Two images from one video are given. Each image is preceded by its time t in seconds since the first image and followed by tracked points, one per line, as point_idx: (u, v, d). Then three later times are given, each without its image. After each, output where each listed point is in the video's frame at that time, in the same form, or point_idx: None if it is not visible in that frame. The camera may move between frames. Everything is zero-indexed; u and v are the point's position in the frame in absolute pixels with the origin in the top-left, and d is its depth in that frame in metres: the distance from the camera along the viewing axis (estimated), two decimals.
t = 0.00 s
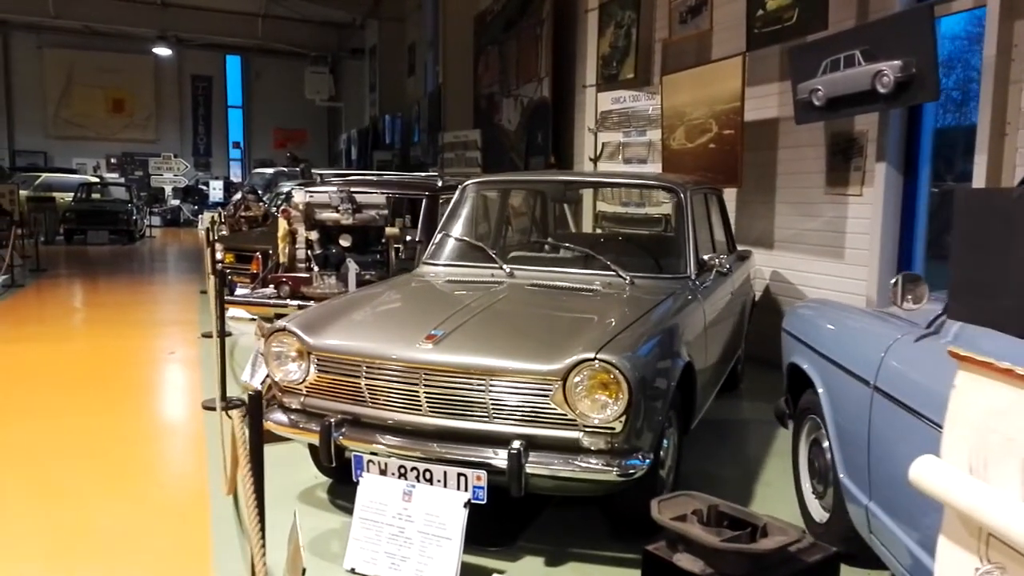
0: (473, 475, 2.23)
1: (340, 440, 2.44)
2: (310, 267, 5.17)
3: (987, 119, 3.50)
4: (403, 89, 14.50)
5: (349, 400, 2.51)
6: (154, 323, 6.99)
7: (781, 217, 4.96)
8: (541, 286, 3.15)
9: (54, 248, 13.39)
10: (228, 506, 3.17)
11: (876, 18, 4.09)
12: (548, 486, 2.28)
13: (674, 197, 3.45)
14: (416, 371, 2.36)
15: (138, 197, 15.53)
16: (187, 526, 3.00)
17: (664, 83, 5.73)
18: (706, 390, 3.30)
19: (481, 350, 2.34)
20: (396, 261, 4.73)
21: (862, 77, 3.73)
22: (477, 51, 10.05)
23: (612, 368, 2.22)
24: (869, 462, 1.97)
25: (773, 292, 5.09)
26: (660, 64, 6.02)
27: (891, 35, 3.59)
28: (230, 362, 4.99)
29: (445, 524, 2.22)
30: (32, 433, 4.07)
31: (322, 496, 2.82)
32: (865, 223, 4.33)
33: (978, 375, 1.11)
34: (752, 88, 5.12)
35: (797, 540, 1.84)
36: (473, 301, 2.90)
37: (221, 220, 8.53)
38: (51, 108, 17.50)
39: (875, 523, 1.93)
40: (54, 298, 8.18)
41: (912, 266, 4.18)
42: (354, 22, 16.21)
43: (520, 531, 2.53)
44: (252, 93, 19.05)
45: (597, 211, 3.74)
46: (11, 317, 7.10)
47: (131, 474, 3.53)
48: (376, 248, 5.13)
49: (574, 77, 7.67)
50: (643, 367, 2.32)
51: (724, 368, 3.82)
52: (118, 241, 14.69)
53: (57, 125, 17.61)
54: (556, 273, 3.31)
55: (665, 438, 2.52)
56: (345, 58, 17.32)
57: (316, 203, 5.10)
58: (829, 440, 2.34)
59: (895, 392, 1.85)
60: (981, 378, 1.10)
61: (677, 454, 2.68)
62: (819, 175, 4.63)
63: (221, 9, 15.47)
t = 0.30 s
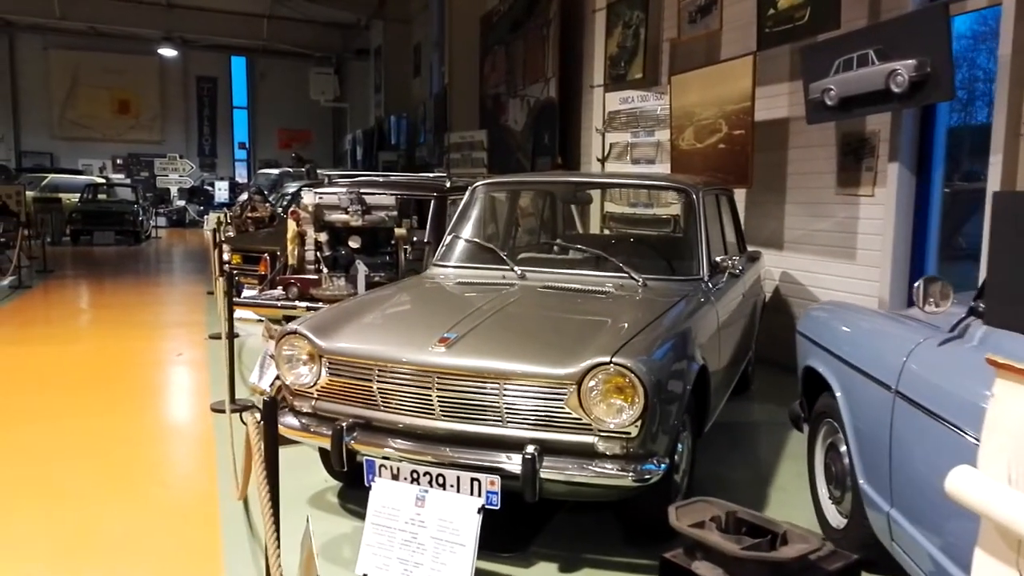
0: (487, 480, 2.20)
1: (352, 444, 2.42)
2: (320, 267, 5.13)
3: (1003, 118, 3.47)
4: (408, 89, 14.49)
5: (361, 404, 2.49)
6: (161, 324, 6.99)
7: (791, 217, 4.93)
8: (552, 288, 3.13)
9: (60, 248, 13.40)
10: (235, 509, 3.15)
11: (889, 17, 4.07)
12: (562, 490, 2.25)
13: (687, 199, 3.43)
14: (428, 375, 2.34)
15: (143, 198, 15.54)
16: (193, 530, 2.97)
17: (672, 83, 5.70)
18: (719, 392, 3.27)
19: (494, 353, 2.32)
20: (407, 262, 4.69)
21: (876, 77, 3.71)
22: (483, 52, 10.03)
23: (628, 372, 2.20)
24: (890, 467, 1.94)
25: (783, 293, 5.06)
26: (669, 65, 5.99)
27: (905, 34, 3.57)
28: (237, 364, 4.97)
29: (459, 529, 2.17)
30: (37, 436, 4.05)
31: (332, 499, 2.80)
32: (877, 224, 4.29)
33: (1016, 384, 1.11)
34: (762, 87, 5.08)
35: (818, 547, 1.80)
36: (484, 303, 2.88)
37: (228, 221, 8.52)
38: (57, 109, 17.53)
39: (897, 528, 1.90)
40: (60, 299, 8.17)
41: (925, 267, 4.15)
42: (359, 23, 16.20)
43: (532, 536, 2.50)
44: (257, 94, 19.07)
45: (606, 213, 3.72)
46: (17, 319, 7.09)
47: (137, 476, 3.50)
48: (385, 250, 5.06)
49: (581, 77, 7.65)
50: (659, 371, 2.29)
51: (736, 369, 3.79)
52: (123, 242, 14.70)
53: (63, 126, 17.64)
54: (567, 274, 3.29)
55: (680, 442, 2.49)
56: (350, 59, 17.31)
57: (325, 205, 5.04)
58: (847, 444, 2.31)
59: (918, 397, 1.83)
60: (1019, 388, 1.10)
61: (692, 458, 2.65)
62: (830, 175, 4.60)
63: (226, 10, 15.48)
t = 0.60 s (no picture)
0: (494, 484, 2.18)
1: (358, 447, 2.40)
2: (325, 269, 5.06)
3: (1015, 117, 3.43)
4: (412, 89, 14.46)
5: (367, 406, 2.47)
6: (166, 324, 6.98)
7: (799, 217, 4.89)
8: (559, 288, 3.10)
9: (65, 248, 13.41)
10: (240, 509, 3.12)
11: (899, 15, 4.04)
12: (570, 494, 2.23)
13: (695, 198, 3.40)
14: (435, 378, 2.31)
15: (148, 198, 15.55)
16: (197, 531, 2.94)
17: (679, 82, 5.67)
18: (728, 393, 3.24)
19: (501, 355, 2.29)
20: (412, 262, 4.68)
21: (886, 75, 3.68)
22: (488, 51, 10.00)
23: (637, 375, 2.17)
24: (906, 473, 1.90)
25: (791, 293, 5.02)
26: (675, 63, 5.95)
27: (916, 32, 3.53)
28: (242, 365, 4.95)
29: (466, 534, 2.12)
30: (42, 436, 4.03)
31: (337, 502, 2.78)
32: (887, 223, 4.25)
33: None
34: (770, 86, 5.05)
35: (832, 554, 1.76)
36: (490, 305, 2.85)
37: (232, 220, 8.51)
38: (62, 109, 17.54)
39: (912, 534, 1.87)
40: (65, 299, 8.17)
41: (936, 267, 4.11)
42: (364, 23, 16.18)
43: (540, 540, 2.48)
44: (262, 94, 19.07)
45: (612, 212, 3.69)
46: (23, 318, 7.10)
47: (141, 476, 3.48)
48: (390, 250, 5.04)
49: (587, 76, 7.61)
50: (668, 374, 2.26)
51: (744, 370, 3.76)
52: (129, 242, 14.71)
53: (69, 126, 17.66)
54: (574, 275, 3.26)
55: (690, 445, 2.46)
56: (354, 58, 17.28)
57: (330, 204, 5.03)
58: (859, 447, 2.27)
59: (934, 401, 1.79)
60: None
61: (701, 460, 2.62)
62: (839, 175, 4.56)
63: (231, 10, 15.47)
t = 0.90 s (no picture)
0: (500, 486, 2.14)
1: (362, 448, 2.37)
2: (328, 267, 5.05)
3: None
4: (418, 87, 14.43)
5: (372, 407, 2.44)
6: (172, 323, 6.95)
7: (808, 215, 4.84)
8: (567, 288, 3.06)
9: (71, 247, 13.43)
10: (244, 510, 3.08)
11: (909, 11, 3.99)
12: (578, 497, 2.19)
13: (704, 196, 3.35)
14: (440, 378, 2.28)
15: (154, 197, 15.57)
16: (200, 532, 2.90)
17: (686, 80, 5.62)
18: (737, 394, 3.20)
19: (508, 355, 2.26)
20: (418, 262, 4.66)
21: (898, 72, 3.63)
22: (494, 49, 9.96)
23: (646, 375, 2.13)
24: (922, 477, 1.86)
25: (799, 293, 4.97)
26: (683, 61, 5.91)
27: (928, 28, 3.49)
28: (247, 364, 4.93)
29: (472, 538, 2.08)
30: (46, 435, 4.01)
31: (342, 504, 2.75)
32: (898, 222, 4.20)
33: None
34: (778, 83, 5.00)
35: (847, 560, 1.72)
36: (496, 304, 2.82)
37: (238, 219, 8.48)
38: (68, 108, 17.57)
39: (929, 540, 1.82)
40: (71, 298, 8.16)
41: (947, 266, 4.06)
42: (369, 21, 16.16)
43: (546, 543, 2.44)
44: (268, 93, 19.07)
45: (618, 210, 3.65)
46: (28, 317, 7.09)
47: (144, 476, 3.45)
48: (396, 249, 5.03)
49: (594, 74, 7.56)
50: (678, 375, 2.22)
51: (754, 371, 3.71)
52: (135, 241, 14.73)
53: (75, 125, 17.68)
54: (581, 275, 3.22)
55: (700, 446, 2.42)
56: (359, 57, 17.26)
57: (334, 202, 4.95)
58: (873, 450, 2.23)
59: (950, 403, 1.75)
60: None
61: (711, 463, 2.58)
62: (848, 173, 4.51)
63: (236, 9, 15.47)
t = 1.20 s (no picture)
0: (511, 490, 2.11)
1: (371, 450, 2.35)
2: (337, 268, 5.02)
3: None
4: (427, 88, 14.42)
5: (381, 409, 2.41)
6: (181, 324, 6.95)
7: (821, 216, 4.79)
8: (577, 289, 3.03)
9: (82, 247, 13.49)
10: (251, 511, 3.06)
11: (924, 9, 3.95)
12: (589, 501, 2.16)
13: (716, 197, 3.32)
14: (450, 380, 2.25)
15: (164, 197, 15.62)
16: (207, 532, 2.89)
17: (697, 79, 5.58)
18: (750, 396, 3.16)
19: (519, 357, 2.23)
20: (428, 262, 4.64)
21: (914, 71, 3.58)
22: (503, 48, 9.93)
23: (659, 378, 2.09)
24: (942, 483, 1.82)
25: (811, 294, 4.93)
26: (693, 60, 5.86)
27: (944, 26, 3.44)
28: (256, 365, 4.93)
29: (482, 542, 2.07)
30: (54, 435, 4.00)
31: (350, 507, 2.72)
32: (913, 223, 4.15)
33: None
34: (790, 82, 4.95)
35: (867, 568, 1.68)
36: (506, 305, 2.79)
37: (247, 219, 8.49)
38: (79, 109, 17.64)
39: (949, 547, 1.78)
40: (81, 299, 8.17)
41: (964, 265, 3.99)
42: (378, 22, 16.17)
43: (556, 548, 2.41)
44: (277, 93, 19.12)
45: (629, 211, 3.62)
46: (38, 317, 7.10)
47: (152, 477, 3.44)
48: (405, 249, 4.97)
49: (604, 73, 7.52)
50: (691, 377, 2.18)
51: (766, 372, 3.67)
52: (145, 241, 14.78)
53: (86, 126, 17.76)
54: (592, 276, 3.18)
55: (713, 450, 2.38)
56: (368, 57, 17.27)
57: (343, 203, 4.92)
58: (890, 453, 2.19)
59: (972, 407, 1.71)
60: None
61: (724, 466, 2.54)
62: (861, 173, 4.47)
63: (246, 9, 15.50)
